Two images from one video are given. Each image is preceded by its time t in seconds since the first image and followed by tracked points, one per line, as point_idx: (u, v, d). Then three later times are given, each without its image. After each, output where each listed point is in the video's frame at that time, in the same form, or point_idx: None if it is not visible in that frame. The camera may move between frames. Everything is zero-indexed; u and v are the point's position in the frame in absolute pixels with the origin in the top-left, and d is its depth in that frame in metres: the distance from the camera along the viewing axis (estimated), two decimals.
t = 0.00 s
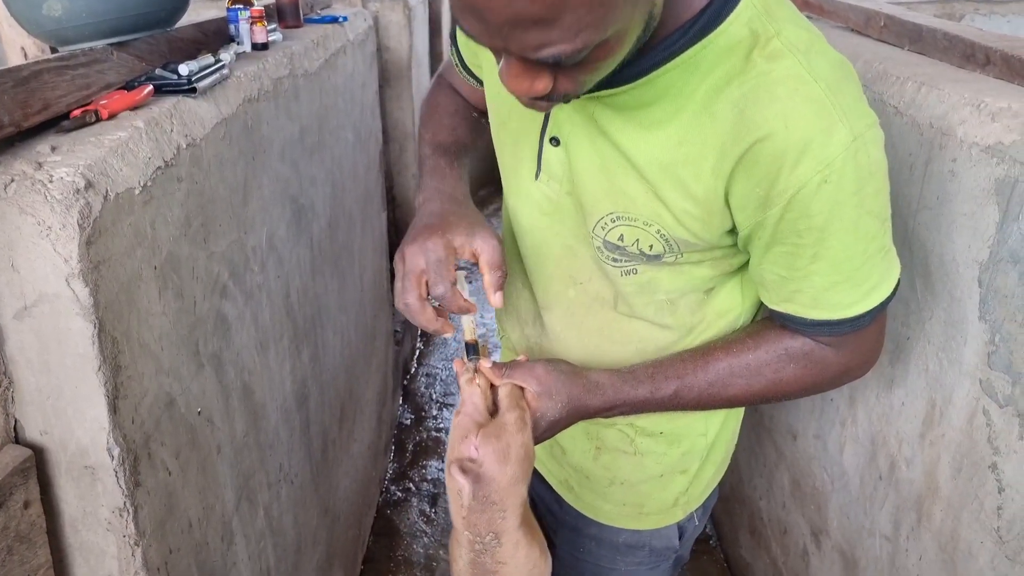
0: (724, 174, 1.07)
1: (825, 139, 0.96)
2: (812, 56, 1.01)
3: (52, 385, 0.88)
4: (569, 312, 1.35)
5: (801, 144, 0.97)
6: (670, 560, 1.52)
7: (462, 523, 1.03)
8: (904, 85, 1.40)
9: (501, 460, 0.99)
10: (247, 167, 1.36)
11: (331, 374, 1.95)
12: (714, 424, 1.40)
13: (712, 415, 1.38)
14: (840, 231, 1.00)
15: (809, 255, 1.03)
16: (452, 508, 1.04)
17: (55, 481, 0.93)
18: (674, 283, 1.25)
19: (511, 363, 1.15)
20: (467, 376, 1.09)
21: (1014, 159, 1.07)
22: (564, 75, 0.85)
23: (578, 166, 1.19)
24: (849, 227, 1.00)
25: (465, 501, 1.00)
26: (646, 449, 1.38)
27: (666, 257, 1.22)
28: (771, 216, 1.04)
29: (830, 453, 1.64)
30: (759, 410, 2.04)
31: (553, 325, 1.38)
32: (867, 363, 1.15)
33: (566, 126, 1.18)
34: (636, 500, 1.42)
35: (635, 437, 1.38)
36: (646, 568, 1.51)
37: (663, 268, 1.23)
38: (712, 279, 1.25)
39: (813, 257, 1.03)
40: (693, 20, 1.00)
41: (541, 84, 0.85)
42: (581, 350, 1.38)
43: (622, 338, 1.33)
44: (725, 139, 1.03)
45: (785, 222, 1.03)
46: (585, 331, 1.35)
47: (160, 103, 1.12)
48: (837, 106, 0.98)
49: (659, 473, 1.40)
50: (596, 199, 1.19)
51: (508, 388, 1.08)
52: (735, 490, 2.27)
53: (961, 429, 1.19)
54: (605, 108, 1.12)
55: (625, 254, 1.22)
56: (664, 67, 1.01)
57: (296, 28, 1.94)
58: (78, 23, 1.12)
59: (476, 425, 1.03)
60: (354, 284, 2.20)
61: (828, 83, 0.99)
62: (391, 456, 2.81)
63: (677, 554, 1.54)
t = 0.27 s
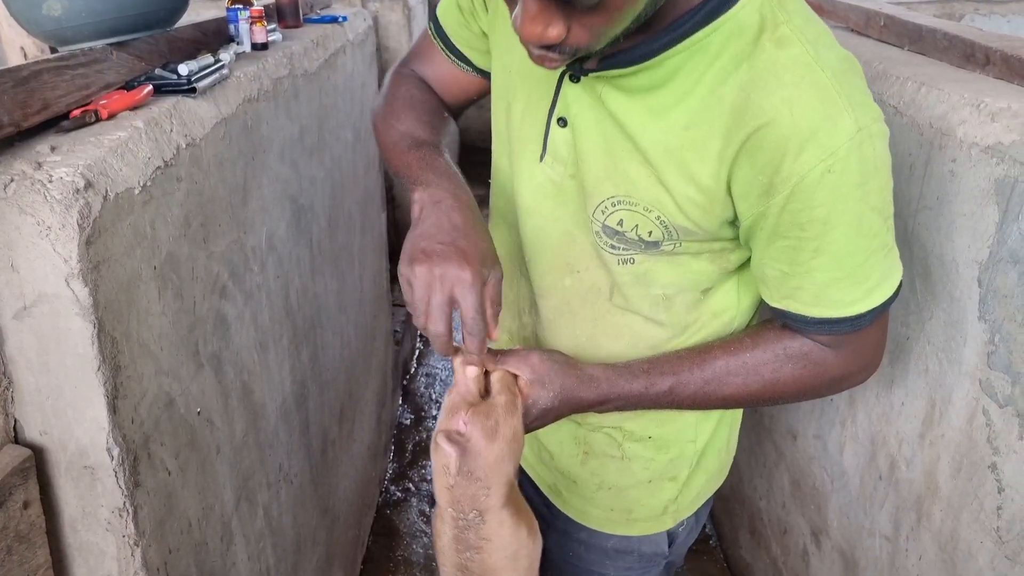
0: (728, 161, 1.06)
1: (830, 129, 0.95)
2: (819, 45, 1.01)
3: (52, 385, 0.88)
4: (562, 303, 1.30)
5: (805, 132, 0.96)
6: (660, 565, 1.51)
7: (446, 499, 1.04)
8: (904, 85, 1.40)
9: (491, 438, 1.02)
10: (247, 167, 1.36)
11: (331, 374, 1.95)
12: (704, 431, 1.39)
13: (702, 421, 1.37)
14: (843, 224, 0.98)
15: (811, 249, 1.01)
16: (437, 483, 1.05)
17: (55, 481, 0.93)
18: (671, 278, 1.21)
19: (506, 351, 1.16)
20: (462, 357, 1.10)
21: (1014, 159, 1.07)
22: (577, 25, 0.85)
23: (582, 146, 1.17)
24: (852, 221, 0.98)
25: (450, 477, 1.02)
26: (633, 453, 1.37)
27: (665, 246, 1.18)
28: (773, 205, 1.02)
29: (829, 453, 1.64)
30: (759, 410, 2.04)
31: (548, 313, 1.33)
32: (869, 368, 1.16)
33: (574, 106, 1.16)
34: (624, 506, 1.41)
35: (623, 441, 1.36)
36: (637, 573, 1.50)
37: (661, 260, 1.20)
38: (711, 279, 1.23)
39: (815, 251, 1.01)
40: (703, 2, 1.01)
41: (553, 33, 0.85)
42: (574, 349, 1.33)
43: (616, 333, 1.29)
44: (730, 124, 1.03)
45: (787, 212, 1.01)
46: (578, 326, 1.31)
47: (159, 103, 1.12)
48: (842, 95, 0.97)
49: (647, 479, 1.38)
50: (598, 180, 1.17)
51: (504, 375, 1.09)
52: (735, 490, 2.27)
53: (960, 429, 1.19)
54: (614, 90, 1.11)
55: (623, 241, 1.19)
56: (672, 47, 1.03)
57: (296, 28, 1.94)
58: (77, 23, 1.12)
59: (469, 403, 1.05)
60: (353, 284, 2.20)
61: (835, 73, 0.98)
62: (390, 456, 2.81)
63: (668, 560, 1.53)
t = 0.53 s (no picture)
0: (733, 155, 1.06)
1: (836, 126, 0.95)
2: (830, 41, 1.01)
3: (49, 383, 0.88)
4: (561, 295, 1.29)
5: (812, 128, 0.96)
6: (657, 566, 1.51)
7: (429, 467, 1.00)
8: (902, 83, 1.40)
9: (480, 413, 0.98)
10: (245, 165, 1.36)
11: (329, 372, 1.94)
12: (701, 433, 1.39)
13: (699, 423, 1.37)
14: (845, 223, 0.98)
15: (813, 247, 1.01)
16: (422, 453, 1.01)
17: (53, 480, 0.93)
18: (671, 274, 1.21)
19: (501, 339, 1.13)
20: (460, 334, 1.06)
21: (1012, 158, 1.07)
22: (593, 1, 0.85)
23: (589, 137, 1.16)
24: (855, 220, 0.98)
25: (437, 443, 0.98)
26: (630, 456, 1.37)
27: (666, 240, 1.18)
28: (777, 200, 1.02)
29: (827, 452, 1.64)
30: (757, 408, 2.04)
31: (547, 307, 1.31)
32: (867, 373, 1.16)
33: (583, 94, 1.15)
34: (621, 508, 1.41)
35: (620, 443, 1.36)
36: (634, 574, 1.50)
37: (662, 256, 1.19)
38: (709, 278, 1.22)
39: (817, 250, 1.01)
40: None
41: (570, 5, 0.85)
42: (570, 339, 1.31)
43: (613, 327, 1.28)
44: (737, 117, 1.03)
45: (790, 208, 1.01)
46: (574, 318, 1.29)
47: (157, 101, 1.12)
48: (850, 93, 0.97)
49: (644, 481, 1.38)
50: (603, 170, 1.16)
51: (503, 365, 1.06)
52: (733, 489, 2.27)
53: (959, 427, 1.19)
54: (623, 80, 1.11)
55: (625, 233, 1.18)
56: (683, 39, 1.03)
57: (294, 26, 1.94)
58: (74, 20, 1.12)
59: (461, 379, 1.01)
60: (352, 282, 2.20)
61: (844, 70, 0.98)
62: (388, 454, 2.81)
63: (664, 561, 1.53)
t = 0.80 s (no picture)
0: (734, 154, 1.06)
1: (838, 129, 0.96)
2: (835, 45, 1.02)
3: (47, 382, 0.88)
4: (561, 292, 1.28)
5: (815, 130, 0.97)
6: (652, 564, 1.51)
7: (422, 456, 1.07)
8: (899, 83, 1.41)
9: (470, 400, 1.01)
10: (243, 164, 1.36)
11: (327, 371, 1.95)
12: (697, 433, 1.39)
13: (695, 423, 1.38)
14: (843, 225, 0.99)
15: (810, 248, 1.02)
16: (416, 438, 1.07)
17: (51, 479, 0.93)
18: (670, 273, 1.21)
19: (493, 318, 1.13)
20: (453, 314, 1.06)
21: (1008, 158, 1.07)
22: None
23: (594, 133, 1.16)
24: (853, 223, 0.99)
25: (430, 433, 1.04)
26: (627, 455, 1.37)
27: (666, 239, 1.18)
28: (777, 200, 1.03)
29: (824, 450, 1.65)
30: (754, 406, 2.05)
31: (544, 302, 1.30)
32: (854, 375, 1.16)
33: (590, 90, 1.15)
34: (616, 507, 1.41)
35: (617, 443, 1.37)
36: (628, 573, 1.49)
37: (661, 254, 1.19)
38: (706, 276, 1.22)
39: (813, 251, 1.02)
40: None
41: None
42: (568, 336, 1.30)
43: (610, 325, 1.27)
44: (741, 117, 1.04)
45: (789, 209, 1.02)
46: (572, 315, 1.29)
47: (155, 100, 1.12)
48: (854, 97, 0.98)
49: (640, 481, 1.39)
50: (607, 166, 1.16)
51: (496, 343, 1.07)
52: (730, 487, 2.28)
53: (954, 425, 1.20)
54: (630, 77, 1.11)
55: (626, 229, 1.18)
56: (690, 38, 1.03)
57: (292, 25, 1.94)
58: (73, 19, 1.13)
59: (453, 365, 1.03)
60: (350, 281, 2.20)
61: (849, 74, 0.99)
62: (386, 453, 2.82)
63: (660, 559, 1.53)
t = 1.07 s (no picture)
0: (733, 153, 1.06)
1: (835, 130, 0.96)
2: (836, 46, 1.02)
3: (45, 380, 0.88)
4: (561, 289, 1.28)
5: (812, 130, 0.97)
6: (650, 561, 1.51)
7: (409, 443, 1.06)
8: (896, 81, 1.41)
9: (458, 386, 1.02)
10: (241, 162, 1.36)
11: (325, 369, 1.95)
12: (696, 430, 1.39)
13: (693, 421, 1.37)
14: (839, 226, 0.99)
15: (805, 248, 1.02)
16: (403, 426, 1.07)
17: (48, 477, 0.93)
18: (668, 271, 1.20)
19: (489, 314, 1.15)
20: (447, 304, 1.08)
21: (1006, 157, 1.07)
22: None
23: (596, 130, 1.17)
24: (849, 224, 0.98)
25: (415, 418, 1.04)
26: (626, 453, 1.37)
27: (664, 237, 1.17)
28: (772, 200, 1.02)
29: (822, 448, 1.65)
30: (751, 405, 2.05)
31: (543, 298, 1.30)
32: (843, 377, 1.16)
33: (592, 87, 1.16)
34: (615, 503, 1.41)
35: (615, 440, 1.37)
36: (625, 569, 1.49)
37: (660, 253, 1.19)
38: (704, 275, 1.21)
39: (808, 251, 1.02)
40: None
41: None
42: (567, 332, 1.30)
43: (609, 323, 1.27)
44: (740, 117, 1.03)
45: (784, 209, 1.02)
46: (572, 313, 1.28)
47: (152, 98, 1.12)
48: (853, 98, 0.97)
49: (638, 478, 1.39)
50: (607, 163, 1.17)
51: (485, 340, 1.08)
52: (727, 485, 2.28)
53: (952, 424, 1.20)
54: (631, 74, 1.11)
55: (625, 226, 1.18)
56: (691, 37, 1.03)
57: (290, 23, 1.93)
58: (70, 16, 1.13)
59: (442, 354, 1.03)
60: (348, 279, 2.20)
61: (848, 75, 0.99)
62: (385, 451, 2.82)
63: (657, 556, 1.53)
